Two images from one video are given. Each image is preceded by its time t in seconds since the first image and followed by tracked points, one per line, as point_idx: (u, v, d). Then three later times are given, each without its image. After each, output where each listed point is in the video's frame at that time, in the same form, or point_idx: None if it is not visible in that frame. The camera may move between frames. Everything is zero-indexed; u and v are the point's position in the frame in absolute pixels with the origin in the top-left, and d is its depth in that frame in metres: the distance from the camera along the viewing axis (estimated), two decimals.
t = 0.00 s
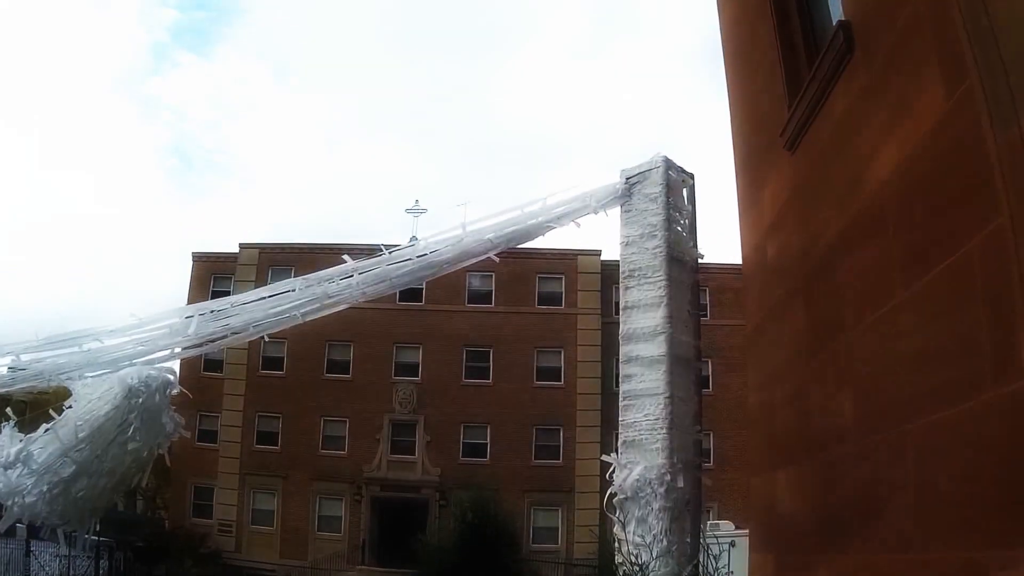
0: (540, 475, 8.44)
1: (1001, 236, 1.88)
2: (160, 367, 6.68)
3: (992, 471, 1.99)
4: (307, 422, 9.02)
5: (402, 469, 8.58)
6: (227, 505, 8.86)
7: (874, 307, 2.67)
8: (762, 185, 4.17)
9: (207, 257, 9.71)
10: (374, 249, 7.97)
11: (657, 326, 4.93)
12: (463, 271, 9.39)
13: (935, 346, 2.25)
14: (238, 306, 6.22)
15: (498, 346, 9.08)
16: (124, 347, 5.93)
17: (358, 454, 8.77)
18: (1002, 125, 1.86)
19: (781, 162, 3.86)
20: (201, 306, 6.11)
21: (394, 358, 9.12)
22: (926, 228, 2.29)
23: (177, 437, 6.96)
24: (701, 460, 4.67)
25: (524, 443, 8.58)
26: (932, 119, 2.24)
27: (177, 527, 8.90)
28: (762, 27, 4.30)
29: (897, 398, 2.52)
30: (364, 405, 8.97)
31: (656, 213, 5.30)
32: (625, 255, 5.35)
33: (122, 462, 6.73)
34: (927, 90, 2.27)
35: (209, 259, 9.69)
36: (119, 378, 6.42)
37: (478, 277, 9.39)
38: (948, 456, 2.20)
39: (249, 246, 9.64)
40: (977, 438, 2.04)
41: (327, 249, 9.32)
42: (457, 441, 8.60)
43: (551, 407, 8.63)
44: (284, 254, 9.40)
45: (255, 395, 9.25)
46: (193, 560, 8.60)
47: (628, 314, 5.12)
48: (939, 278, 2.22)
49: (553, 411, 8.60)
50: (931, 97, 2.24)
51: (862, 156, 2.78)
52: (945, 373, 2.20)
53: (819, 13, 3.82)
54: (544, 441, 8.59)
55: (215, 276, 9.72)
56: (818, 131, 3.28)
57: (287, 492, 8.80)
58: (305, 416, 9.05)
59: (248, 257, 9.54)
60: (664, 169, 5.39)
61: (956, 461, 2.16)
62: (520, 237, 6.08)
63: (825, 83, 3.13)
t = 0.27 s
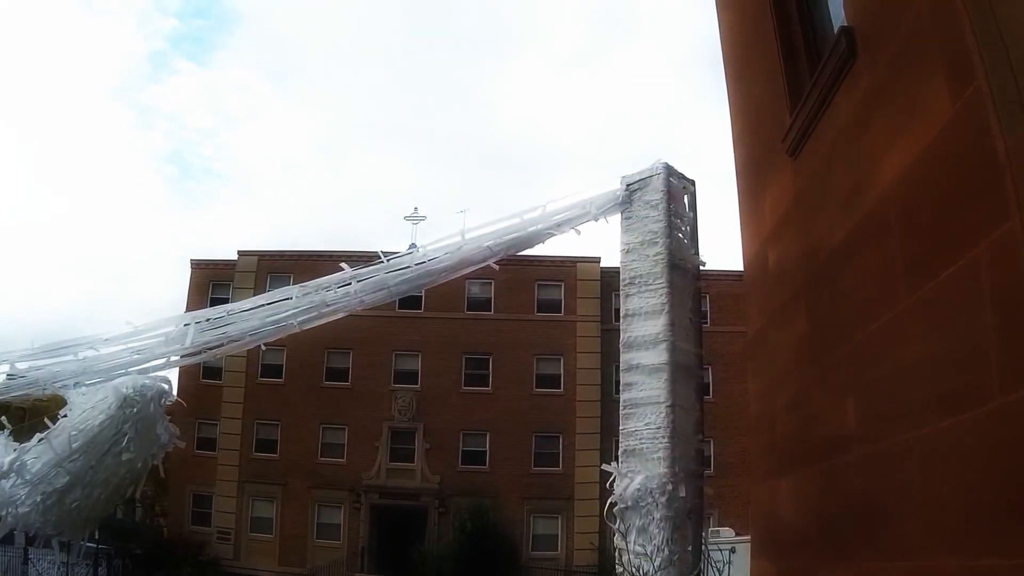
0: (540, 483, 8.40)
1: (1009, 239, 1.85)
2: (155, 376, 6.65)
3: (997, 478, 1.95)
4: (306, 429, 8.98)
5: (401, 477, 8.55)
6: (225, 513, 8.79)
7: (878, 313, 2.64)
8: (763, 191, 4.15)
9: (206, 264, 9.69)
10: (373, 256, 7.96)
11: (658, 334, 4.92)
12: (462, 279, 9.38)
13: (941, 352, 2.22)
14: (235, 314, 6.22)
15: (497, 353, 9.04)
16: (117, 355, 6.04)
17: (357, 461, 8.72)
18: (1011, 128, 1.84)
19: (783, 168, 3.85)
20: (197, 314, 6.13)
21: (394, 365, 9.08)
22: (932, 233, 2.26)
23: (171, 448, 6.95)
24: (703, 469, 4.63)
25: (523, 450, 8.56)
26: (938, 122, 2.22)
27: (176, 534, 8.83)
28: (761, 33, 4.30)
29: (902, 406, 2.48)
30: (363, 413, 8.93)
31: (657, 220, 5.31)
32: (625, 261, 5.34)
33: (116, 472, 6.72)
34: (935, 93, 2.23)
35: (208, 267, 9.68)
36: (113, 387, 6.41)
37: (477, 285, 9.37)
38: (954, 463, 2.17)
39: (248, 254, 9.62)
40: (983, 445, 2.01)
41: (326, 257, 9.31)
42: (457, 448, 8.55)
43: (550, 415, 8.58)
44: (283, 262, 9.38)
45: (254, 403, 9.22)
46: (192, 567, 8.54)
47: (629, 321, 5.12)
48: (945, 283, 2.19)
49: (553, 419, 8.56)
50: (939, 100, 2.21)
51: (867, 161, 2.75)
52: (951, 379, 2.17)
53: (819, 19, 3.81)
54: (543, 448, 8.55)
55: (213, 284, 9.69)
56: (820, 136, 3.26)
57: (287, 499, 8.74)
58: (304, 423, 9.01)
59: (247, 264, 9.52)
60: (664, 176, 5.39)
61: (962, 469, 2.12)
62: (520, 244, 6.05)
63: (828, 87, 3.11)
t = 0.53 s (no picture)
0: (539, 486, 8.40)
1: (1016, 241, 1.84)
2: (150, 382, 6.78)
3: (1004, 483, 1.93)
4: (305, 434, 8.94)
5: (400, 480, 8.50)
6: (224, 518, 8.77)
7: (881, 316, 2.63)
8: (763, 194, 4.15)
9: (203, 269, 9.66)
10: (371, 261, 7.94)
11: (659, 337, 4.90)
12: (461, 283, 9.36)
13: (945, 356, 2.21)
14: (231, 318, 6.22)
15: (496, 357, 9.00)
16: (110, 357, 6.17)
17: (356, 465, 8.68)
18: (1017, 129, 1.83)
19: (783, 171, 3.84)
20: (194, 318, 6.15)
21: (392, 369, 9.07)
22: (935, 236, 2.25)
23: (166, 454, 7.05)
24: (704, 475, 4.62)
25: (522, 454, 8.54)
26: (940, 124, 2.21)
27: (174, 538, 8.79)
28: (760, 36, 4.29)
29: (906, 410, 2.47)
30: (362, 417, 8.90)
31: (657, 222, 5.30)
32: (624, 265, 5.34)
33: (112, 479, 6.75)
34: (938, 95, 2.22)
35: (206, 271, 9.64)
36: (109, 393, 6.53)
37: (476, 288, 9.34)
38: (959, 468, 2.15)
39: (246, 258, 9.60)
40: (988, 450, 1.99)
41: (324, 261, 9.29)
42: (456, 452, 8.53)
43: (549, 419, 8.58)
44: (282, 266, 9.36)
45: (253, 407, 9.18)
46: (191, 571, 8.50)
47: (629, 324, 5.10)
48: (949, 286, 2.18)
49: (553, 423, 8.55)
50: (943, 101, 2.19)
51: (869, 163, 2.73)
52: (956, 383, 2.15)
53: (820, 22, 3.80)
54: (542, 452, 8.54)
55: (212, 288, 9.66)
56: (821, 138, 3.25)
57: (286, 503, 8.71)
58: (303, 428, 8.97)
59: (245, 269, 9.49)
60: (664, 179, 5.39)
61: (968, 474, 2.10)
62: (519, 247, 6.04)
63: (829, 90, 3.10)
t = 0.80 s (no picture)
0: (539, 485, 8.38)
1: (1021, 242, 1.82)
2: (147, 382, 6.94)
3: (1008, 488, 1.92)
4: (306, 435, 8.93)
5: (400, 481, 8.51)
6: (225, 518, 8.76)
7: (884, 317, 2.61)
8: (764, 194, 4.13)
9: (204, 270, 9.65)
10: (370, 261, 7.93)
11: (660, 337, 4.89)
12: (461, 283, 9.35)
13: (949, 358, 2.19)
14: (229, 318, 6.21)
15: (497, 357, 8.99)
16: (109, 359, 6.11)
17: (356, 465, 8.67)
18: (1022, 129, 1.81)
19: (784, 170, 3.82)
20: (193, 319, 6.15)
21: (393, 369, 9.06)
22: (939, 237, 2.23)
23: (162, 455, 7.25)
24: (706, 475, 4.63)
25: (522, 455, 8.52)
26: (944, 124, 2.19)
27: (175, 538, 8.80)
28: (760, 35, 4.28)
29: (908, 411, 2.46)
30: (363, 417, 8.89)
31: (658, 221, 5.29)
32: (625, 264, 5.33)
33: (109, 479, 6.89)
34: (942, 94, 2.20)
35: (206, 272, 9.64)
36: (104, 394, 6.69)
37: (476, 289, 9.33)
38: (963, 472, 2.13)
39: (246, 259, 9.59)
40: (993, 454, 1.98)
41: (324, 262, 9.28)
42: (457, 452, 8.52)
43: (549, 419, 8.56)
44: (282, 267, 9.35)
45: (253, 407, 9.16)
46: (192, 571, 8.50)
47: (630, 324, 5.10)
48: (953, 287, 2.16)
49: (553, 423, 8.53)
50: (947, 100, 2.17)
51: (870, 163, 2.72)
52: (960, 385, 2.14)
53: (820, 22, 3.79)
54: (542, 451, 8.53)
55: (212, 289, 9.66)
56: (822, 137, 3.23)
57: (286, 503, 8.71)
58: (304, 428, 8.96)
59: (245, 269, 9.49)
60: (665, 178, 5.39)
61: (971, 478, 2.09)
62: (519, 247, 6.03)
63: (830, 89, 3.09)
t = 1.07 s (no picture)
0: (542, 482, 8.38)
1: None
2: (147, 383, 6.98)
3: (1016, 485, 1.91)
4: (310, 433, 8.94)
5: (403, 478, 8.53)
6: (229, 515, 8.77)
7: (891, 314, 2.60)
8: (768, 190, 4.12)
9: (207, 269, 9.67)
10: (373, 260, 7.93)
11: (665, 334, 4.89)
12: (464, 281, 9.36)
13: (957, 354, 2.18)
14: (230, 317, 6.22)
15: (500, 354, 9.00)
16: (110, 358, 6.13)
17: (360, 463, 8.68)
18: None
19: (788, 166, 3.81)
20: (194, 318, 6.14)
21: (396, 367, 9.06)
22: (946, 232, 2.22)
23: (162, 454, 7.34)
24: (711, 473, 4.63)
25: (525, 452, 8.50)
26: (950, 119, 2.18)
27: (180, 536, 8.82)
28: (762, 30, 4.27)
29: (915, 408, 2.44)
30: (366, 415, 8.90)
31: (663, 217, 5.28)
32: (629, 261, 5.32)
33: (109, 479, 6.98)
34: (948, 89, 2.18)
35: (210, 272, 9.66)
36: (105, 394, 6.72)
37: (480, 287, 9.34)
38: (971, 469, 2.12)
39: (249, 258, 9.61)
40: (1001, 451, 1.97)
41: (327, 261, 9.29)
42: (460, 449, 8.53)
43: (552, 416, 8.55)
44: (286, 266, 9.37)
45: (256, 405, 9.17)
46: (197, 568, 8.53)
47: (634, 321, 5.09)
48: (961, 283, 2.15)
49: (556, 420, 8.53)
50: (954, 96, 2.16)
51: (875, 159, 2.71)
52: (968, 382, 2.13)
53: (822, 17, 3.78)
54: (546, 448, 8.54)
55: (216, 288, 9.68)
56: (826, 131, 3.22)
57: (289, 501, 8.73)
58: (308, 427, 8.96)
59: (249, 269, 9.50)
60: (669, 174, 5.37)
61: (980, 475, 2.08)
62: (522, 244, 6.03)
63: (834, 83, 3.07)
